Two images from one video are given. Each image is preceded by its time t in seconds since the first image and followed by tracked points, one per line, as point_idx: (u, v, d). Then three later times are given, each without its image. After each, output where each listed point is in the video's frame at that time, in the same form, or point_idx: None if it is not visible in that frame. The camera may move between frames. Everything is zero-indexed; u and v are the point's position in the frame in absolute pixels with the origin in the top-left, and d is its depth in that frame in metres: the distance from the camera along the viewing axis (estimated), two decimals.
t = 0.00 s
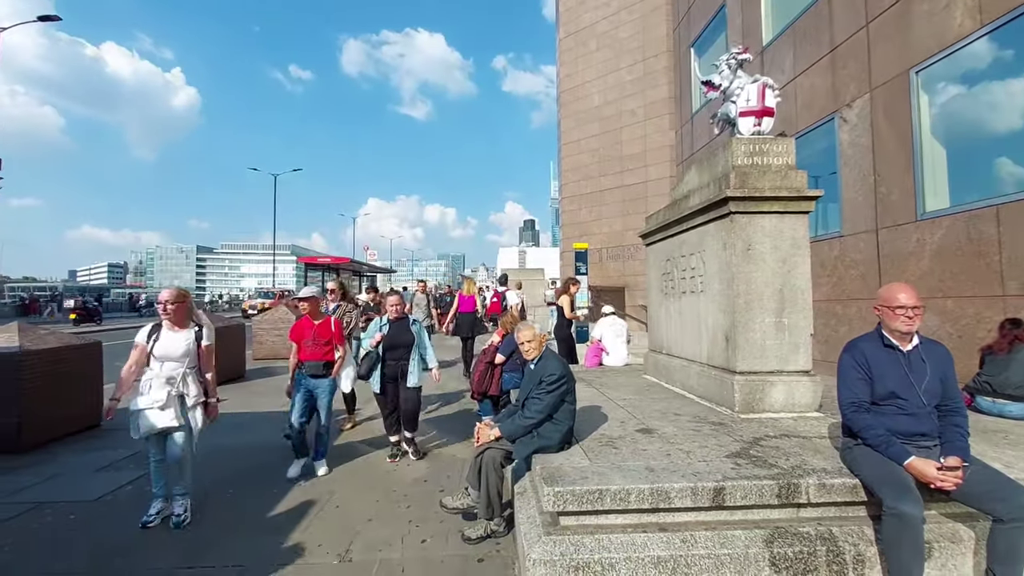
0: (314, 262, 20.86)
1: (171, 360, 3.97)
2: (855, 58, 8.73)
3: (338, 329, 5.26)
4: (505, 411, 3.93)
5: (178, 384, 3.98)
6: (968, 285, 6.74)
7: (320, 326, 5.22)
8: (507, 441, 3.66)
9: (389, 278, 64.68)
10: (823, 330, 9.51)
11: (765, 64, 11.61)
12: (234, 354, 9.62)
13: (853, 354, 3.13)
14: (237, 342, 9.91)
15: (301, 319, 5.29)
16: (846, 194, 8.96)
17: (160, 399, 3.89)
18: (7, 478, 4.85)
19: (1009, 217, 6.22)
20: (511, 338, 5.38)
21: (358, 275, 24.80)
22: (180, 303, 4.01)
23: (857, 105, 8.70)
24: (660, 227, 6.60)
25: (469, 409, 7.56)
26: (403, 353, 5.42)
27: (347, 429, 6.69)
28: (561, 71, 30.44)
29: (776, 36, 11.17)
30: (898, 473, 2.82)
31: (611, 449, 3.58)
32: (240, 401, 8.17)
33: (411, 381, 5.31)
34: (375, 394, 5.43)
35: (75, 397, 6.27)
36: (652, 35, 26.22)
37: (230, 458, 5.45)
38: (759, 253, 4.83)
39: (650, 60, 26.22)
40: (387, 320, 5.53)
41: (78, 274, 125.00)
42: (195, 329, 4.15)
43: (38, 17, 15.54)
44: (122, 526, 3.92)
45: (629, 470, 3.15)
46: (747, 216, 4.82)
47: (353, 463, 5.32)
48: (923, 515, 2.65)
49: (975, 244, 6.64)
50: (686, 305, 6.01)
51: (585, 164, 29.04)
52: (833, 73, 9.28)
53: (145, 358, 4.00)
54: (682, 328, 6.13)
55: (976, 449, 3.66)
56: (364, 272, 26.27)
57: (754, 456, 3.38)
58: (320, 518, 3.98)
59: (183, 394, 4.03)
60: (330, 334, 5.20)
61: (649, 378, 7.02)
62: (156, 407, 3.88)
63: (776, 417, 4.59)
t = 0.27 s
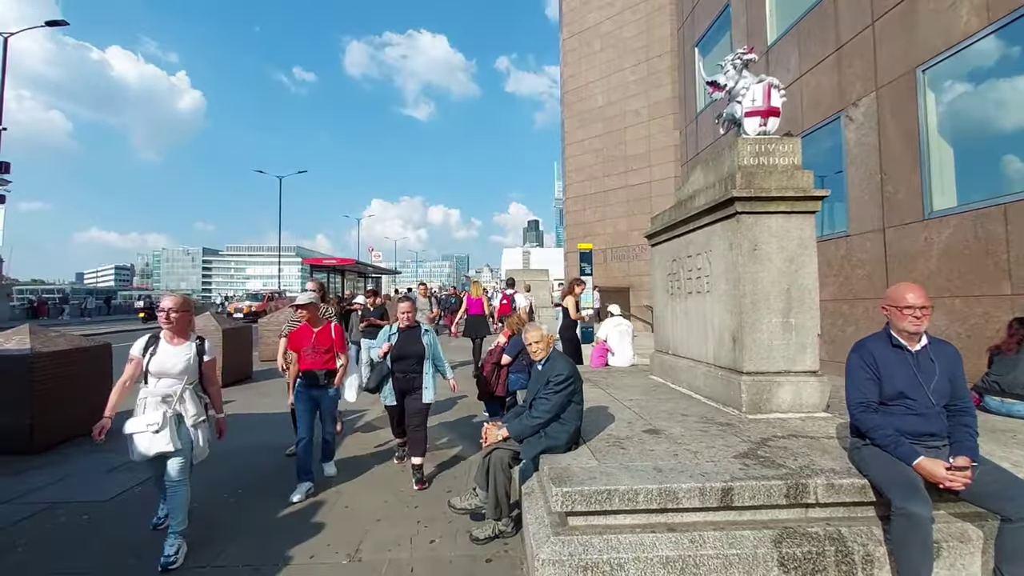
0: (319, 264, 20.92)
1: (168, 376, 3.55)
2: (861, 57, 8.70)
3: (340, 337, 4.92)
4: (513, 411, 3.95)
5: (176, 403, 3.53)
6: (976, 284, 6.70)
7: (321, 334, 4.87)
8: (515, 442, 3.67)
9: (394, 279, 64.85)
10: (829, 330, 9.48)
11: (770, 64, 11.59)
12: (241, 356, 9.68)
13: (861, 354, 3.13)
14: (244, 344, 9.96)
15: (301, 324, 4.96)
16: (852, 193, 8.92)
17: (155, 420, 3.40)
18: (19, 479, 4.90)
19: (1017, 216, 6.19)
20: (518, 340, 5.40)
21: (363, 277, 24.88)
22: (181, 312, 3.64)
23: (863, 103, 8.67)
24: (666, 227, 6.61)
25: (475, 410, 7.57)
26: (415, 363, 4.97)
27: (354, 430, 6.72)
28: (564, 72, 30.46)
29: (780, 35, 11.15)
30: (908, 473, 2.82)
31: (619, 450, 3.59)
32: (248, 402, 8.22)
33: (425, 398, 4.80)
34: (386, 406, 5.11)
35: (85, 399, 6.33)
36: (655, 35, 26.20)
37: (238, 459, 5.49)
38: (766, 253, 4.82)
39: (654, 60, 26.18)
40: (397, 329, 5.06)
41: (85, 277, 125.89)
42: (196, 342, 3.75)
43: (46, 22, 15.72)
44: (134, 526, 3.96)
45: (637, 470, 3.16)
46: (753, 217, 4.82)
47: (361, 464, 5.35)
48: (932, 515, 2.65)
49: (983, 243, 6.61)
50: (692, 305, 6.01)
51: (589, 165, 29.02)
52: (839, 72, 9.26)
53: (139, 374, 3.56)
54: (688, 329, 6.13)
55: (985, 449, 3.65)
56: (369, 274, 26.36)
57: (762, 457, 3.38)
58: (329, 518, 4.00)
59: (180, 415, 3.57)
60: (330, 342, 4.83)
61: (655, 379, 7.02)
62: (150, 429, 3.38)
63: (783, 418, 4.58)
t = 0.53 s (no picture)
0: (322, 265, 20.96)
1: (159, 379, 3.40)
2: (863, 58, 8.71)
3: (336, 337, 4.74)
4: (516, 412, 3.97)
5: (173, 406, 3.40)
6: (980, 284, 6.70)
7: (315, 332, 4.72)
8: (519, 442, 3.70)
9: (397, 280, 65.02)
10: (832, 330, 9.47)
11: (772, 65, 11.60)
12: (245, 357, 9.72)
13: (864, 354, 3.14)
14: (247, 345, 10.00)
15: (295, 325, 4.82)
16: (855, 194, 8.92)
17: (157, 424, 3.29)
18: (27, 479, 4.94)
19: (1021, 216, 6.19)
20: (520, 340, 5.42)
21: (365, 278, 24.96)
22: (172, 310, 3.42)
23: (866, 104, 8.68)
24: (668, 228, 6.62)
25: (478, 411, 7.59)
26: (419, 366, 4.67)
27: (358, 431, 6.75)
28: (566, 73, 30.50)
29: (783, 36, 11.16)
30: (910, 473, 2.83)
31: (622, 450, 3.60)
32: (252, 403, 8.25)
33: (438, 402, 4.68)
34: (384, 411, 4.67)
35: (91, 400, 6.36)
36: (657, 36, 26.23)
37: (243, 459, 5.52)
38: (769, 254, 4.84)
39: (656, 61, 26.19)
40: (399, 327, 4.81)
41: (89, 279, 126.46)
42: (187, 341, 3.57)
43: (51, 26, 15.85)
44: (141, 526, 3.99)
45: (640, 470, 3.18)
46: (755, 218, 4.83)
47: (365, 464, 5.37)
48: (935, 514, 2.67)
49: (986, 243, 6.60)
50: (695, 306, 6.03)
51: (592, 166, 29.04)
52: (841, 73, 9.26)
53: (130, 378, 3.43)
54: (691, 329, 6.14)
55: (988, 450, 3.66)
56: (371, 275, 26.43)
57: (764, 457, 3.39)
58: (334, 518, 4.03)
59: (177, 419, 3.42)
60: (326, 341, 4.70)
61: (658, 380, 7.03)
62: (152, 435, 3.27)
63: (786, 418, 4.59)
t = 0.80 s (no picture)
0: (328, 266, 21.04)
1: (136, 398, 3.06)
2: (869, 57, 8.69)
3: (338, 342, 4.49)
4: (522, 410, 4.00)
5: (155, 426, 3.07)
6: (987, 284, 6.68)
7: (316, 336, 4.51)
8: (524, 440, 3.73)
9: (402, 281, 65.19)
10: (838, 330, 9.46)
11: (777, 64, 11.59)
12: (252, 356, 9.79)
13: (867, 354, 3.16)
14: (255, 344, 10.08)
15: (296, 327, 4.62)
16: (861, 193, 8.91)
17: (139, 449, 2.95)
18: (39, 476, 5.01)
19: None
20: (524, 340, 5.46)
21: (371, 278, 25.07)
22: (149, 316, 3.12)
23: (872, 104, 8.66)
24: (673, 228, 6.64)
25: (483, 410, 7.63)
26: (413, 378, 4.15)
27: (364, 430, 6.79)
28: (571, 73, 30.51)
29: (788, 36, 11.14)
30: (914, 471, 2.84)
31: (627, 448, 3.63)
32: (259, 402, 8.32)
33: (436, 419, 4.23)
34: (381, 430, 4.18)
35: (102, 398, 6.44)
36: (662, 36, 26.21)
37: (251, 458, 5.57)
38: (773, 253, 4.85)
39: (661, 61, 26.16)
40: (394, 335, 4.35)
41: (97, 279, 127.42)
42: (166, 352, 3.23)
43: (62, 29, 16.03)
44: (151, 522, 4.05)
45: (644, 467, 3.21)
46: (760, 218, 4.85)
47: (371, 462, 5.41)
48: (938, 512, 2.68)
49: (993, 243, 6.59)
50: (699, 305, 6.04)
51: (596, 166, 29.04)
52: (846, 72, 9.25)
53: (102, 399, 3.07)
54: (695, 329, 6.16)
55: (994, 449, 3.66)
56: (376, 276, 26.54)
57: (768, 455, 3.42)
58: (342, 515, 4.07)
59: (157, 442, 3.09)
60: (327, 345, 4.49)
61: (663, 380, 7.04)
62: (132, 462, 2.92)
63: (791, 417, 4.61)
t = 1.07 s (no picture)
0: (331, 266, 21.09)
1: (114, 407, 2.78)
2: (870, 56, 8.71)
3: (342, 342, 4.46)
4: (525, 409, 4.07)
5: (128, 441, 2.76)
6: (989, 282, 6.71)
7: (321, 338, 4.46)
8: (528, 439, 3.80)
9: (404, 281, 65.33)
10: (839, 328, 9.49)
11: (778, 63, 11.61)
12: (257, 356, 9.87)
13: (866, 352, 3.21)
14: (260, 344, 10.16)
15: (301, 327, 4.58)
16: (862, 192, 8.94)
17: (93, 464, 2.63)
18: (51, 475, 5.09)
19: None
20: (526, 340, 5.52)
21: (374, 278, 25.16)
22: (131, 317, 2.82)
23: (873, 102, 8.68)
24: (674, 228, 6.69)
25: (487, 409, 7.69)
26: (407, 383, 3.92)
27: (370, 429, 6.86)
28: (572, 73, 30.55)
29: (789, 35, 11.17)
30: (911, 467, 2.89)
31: (629, 445, 3.69)
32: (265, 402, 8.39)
33: (412, 422, 3.81)
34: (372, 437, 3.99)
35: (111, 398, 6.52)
36: (663, 35, 26.23)
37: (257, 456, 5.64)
38: (774, 253, 4.90)
39: (663, 60, 26.17)
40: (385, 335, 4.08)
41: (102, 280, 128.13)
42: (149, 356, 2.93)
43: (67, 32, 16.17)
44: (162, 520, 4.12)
45: (647, 464, 3.26)
46: (760, 217, 4.89)
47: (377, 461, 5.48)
48: (935, 507, 2.73)
49: (995, 241, 6.61)
50: (701, 304, 6.09)
51: (598, 165, 29.07)
52: (848, 71, 9.27)
53: (72, 407, 2.75)
54: (697, 327, 6.21)
55: (993, 445, 3.70)
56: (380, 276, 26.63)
57: (768, 452, 3.47)
58: (349, 513, 4.13)
59: (133, 457, 2.80)
60: (332, 347, 4.42)
61: (665, 378, 7.08)
62: (86, 478, 2.60)
63: (791, 414, 4.66)
